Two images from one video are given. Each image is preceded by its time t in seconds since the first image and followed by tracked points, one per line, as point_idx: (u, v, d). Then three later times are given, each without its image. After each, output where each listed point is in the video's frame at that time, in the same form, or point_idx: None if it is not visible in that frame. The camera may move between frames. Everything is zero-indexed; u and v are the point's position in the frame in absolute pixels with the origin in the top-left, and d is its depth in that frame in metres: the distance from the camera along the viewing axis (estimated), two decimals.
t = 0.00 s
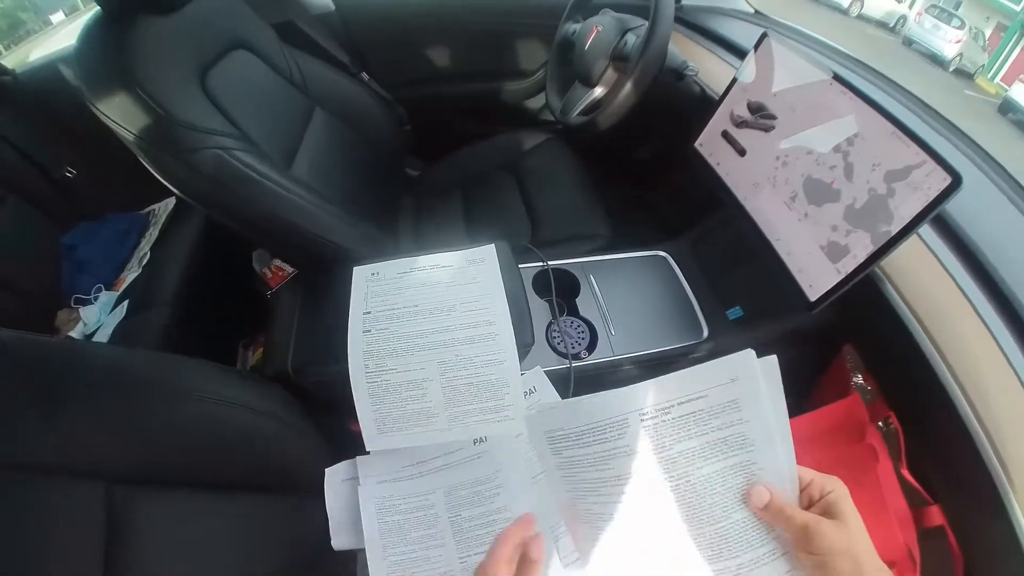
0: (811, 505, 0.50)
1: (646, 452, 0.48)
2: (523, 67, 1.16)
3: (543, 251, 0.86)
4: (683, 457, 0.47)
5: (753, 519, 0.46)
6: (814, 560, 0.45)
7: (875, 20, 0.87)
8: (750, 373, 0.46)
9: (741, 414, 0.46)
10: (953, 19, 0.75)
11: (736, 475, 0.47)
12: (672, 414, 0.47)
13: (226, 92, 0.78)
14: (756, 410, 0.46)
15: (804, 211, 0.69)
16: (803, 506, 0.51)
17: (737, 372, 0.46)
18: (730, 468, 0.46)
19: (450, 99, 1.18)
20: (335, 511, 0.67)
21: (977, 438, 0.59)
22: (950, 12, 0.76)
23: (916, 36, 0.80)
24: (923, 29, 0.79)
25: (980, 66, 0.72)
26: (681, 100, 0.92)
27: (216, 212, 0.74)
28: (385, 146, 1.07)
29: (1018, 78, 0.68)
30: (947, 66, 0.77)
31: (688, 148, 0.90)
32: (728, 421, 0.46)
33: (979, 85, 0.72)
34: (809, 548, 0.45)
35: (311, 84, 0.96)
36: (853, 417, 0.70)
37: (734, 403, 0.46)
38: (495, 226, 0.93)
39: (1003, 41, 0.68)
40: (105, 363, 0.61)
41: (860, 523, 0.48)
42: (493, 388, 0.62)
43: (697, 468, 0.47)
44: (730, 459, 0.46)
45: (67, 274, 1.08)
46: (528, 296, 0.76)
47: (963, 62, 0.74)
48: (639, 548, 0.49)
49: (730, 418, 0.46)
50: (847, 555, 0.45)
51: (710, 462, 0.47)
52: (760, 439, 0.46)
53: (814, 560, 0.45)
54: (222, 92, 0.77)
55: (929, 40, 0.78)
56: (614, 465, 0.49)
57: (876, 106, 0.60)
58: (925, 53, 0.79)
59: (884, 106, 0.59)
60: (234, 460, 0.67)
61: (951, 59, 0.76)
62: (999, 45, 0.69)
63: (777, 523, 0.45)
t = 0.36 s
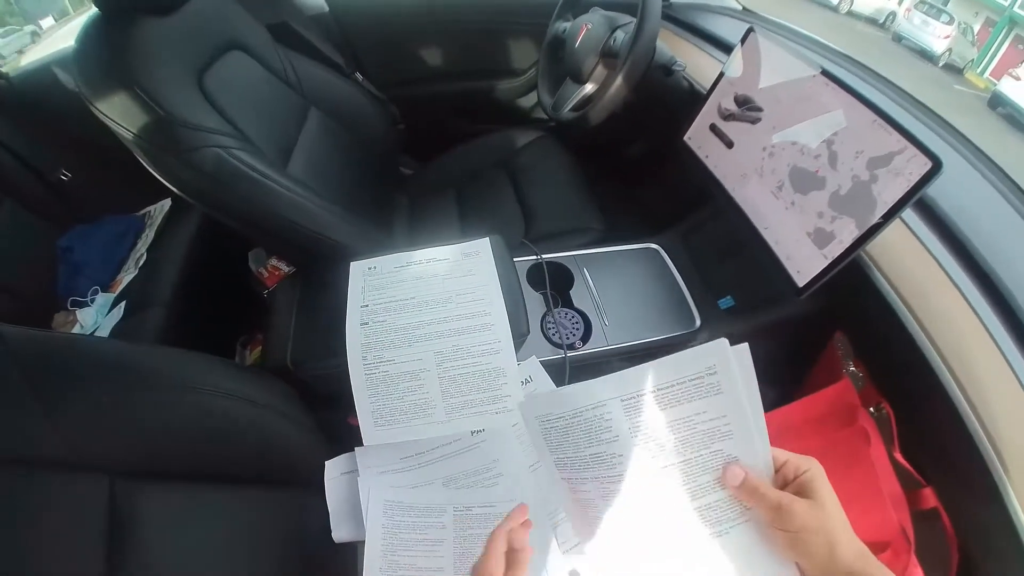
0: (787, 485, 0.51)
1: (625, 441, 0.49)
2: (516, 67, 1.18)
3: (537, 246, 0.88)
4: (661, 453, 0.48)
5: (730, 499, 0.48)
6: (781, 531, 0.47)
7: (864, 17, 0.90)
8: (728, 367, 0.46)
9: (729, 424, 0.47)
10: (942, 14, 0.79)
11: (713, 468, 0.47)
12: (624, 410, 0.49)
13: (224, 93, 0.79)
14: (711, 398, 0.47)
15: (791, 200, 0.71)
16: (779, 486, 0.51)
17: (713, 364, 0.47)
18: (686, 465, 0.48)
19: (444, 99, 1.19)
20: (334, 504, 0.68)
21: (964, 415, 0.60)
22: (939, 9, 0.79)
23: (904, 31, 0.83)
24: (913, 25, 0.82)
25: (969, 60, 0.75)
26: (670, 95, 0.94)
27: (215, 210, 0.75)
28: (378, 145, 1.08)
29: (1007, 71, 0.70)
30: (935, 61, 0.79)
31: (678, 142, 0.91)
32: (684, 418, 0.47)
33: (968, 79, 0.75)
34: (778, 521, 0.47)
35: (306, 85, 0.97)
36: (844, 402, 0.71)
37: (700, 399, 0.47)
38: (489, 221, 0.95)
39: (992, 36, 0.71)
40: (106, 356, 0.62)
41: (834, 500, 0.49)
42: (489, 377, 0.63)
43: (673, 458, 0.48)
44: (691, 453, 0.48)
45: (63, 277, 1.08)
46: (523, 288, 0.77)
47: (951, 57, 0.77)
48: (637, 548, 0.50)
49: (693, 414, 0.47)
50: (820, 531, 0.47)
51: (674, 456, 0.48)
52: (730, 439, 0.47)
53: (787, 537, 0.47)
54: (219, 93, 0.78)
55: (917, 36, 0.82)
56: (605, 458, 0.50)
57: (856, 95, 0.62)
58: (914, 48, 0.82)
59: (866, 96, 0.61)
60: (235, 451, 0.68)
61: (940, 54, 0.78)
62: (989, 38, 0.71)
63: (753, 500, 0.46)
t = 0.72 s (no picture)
0: (787, 490, 0.57)
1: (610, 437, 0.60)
2: (507, 66, 1.18)
3: (524, 246, 0.88)
4: (681, 442, 0.58)
5: (726, 499, 0.56)
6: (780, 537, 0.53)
7: (863, 16, 0.89)
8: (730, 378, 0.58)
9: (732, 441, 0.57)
10: (942, 14, 0.79)
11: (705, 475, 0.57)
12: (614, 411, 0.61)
13: (212, 95, 0.80)
14: (686, 401, 0.59)
15: (774, 200, 0.71)
16: (780, 491, 0.57)
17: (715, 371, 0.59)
18: (702, 462, 0.57)
19: (435, 98, 1.20)
20: (320, 503, 0.68)
21: (948, 416, 0.60)
22: (939, 9, 0.79)
23: (904, 31, 0.83)
24: (912, 24, 0.82)
25: (968, 60, 0.74)
26: (659, 94, 0.93)
27: (202, 210, 0.76)
28: (370, 145, 1.08)
29: (1007, 71, 0.70)
30: (935, 61, 0.79)
31: (667, 141, 0.91)
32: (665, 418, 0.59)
33: (967, 78, 0.74)
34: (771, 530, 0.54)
35: (296, 85, 0.98)
36: (830, 404, 0.71)
37: (676, 401, 0.59)
38: (479, 221, 0.95)
39: (991, 36, 0.71)
40: (88, 355, 0.62)
41: (832, 508, 0.54)
42: (471, 376, 0.63)
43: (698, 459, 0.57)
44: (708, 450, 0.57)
45: (60, 276, 1.10)
46: (506, 290, 0.77)
47: (951, 56, 0.77)
48: (634, 551, 0.56)
49: (675, 415, 0.59)
50: (813, 540, 0.52)
51: (702, 456, 0.57)
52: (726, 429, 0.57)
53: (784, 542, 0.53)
54: (208, 95, 0.79)
55: (917, 35, 0.81)
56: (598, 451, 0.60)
57: (841, 94, 0.61)
58: (913, 48, 0.81)
59: (851, 95, 0.60)
60: (219, 450, 0.68)
61: (940, 54, 0.78)
62: (989, 38, 0.71)
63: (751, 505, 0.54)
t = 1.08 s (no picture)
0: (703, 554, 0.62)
1: (537, 480, 0.55)
2: (514, 64, 1.18)
3: (526, 244, 0.88)
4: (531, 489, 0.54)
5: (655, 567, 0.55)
6: None
7: (876, 23, 0.89)
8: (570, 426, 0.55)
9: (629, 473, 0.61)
10: (957, 22, 0.77)
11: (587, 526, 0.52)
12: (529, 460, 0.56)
13: (219, 86, 0.81)
14: (621, 448, 0.63)
15: (776, 203, 0.71)
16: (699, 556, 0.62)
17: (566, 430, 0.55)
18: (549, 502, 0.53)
19: (442, 94, 1.20)
20: (315, 490, 0.70)
21: (946, 423, 0.60)
22: (953, 16, 0.78)
23: (919, 38, 0.82)
24: (926, 32, 0.81)
25: (981, 69, 0.73)
26: (665, 95, 0.93)
27: (207, 200, 0.77)
28: (376, 141, 1.09)
29: (1018, 82, 0.69)
30: (948, 69, 0.78)
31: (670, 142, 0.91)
32: (600, 464, 0.61)
33: (980, 88, 0.74)
34: None
35: (305, 79, 0.98)
36: (828, 410, 0.69)
37: (609, 445, 0.63)
38: (482, 218, 0.96)
39: (1006, 45, 0.70)
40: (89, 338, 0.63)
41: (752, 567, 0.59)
42: (466, 370, 0.64)
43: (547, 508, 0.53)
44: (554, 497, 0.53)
45: (68, 263, 1.14)
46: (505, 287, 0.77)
47: (965, 65, 0.76)
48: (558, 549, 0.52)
49: (604, 459, 0.62)
50: None
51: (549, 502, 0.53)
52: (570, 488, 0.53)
53: None
54: (215, 86, 0.80)
55: (931, 43, 0.80)
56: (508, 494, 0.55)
57: (847, 97, 0.61)
58: (927, 56, 0.81)
59: (855, 99, 0.60)
60: (215, 436, 0.69)
61: (953, 62, 0.77)
62: (1002, 49, 0.70)
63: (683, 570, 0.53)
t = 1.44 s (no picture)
0: None
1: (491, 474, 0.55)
2: (533, 63, 1.18)
3: (543, 242, 0.88)
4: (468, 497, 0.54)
5: None
6: None
7: (894, 32, 0.89)
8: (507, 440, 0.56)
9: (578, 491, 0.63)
10: (975, 33, 0.76)
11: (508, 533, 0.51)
12: (465, 469, 0.56)
13: (239, 74, 0.81)
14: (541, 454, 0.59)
15: (797, 208, 0.71)
16: None
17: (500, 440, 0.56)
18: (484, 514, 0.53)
19: (460, 91, 1.20)
20: (323, 483, 0.71)
21: (962, 435, 0.59)
22: (972, 27, 0.76)
23: (936, 49, 0.82)
24: (944, 42, 0.80)
25: (999, 82, 0.73)
26: (685, 98, 0.93)
27: (225, 187, 0.77)
28: (393, 136, 1.10)
29: None
30: (965, 81, 0.77)
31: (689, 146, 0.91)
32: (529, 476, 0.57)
33: (997, 101, 0.74)
34: None
35: (324, 71, 0.98)
36: (841, 418, 0.68)
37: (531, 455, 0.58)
38: (497, 215, 0.95)
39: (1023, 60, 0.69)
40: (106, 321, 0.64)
41: None
42: (482, 366, 0.64)
43: (480, 515, 0.53)
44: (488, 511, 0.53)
45: (81, 247, 1.17)
46: (521, 283, 0.77)
47: (982, 77, 0.75)
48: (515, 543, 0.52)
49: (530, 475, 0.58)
50: None
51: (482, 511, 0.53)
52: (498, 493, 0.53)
53: None
54: (235, 75, 0.80)
55: (947, 54, 0.80)
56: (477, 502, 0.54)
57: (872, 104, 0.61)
58: (945, 67, 0.80)
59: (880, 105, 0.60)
60: (225, 423, 0.70)
61: (970, 74, 0.76)
62: (1020, 63, 0.70)
63: None
